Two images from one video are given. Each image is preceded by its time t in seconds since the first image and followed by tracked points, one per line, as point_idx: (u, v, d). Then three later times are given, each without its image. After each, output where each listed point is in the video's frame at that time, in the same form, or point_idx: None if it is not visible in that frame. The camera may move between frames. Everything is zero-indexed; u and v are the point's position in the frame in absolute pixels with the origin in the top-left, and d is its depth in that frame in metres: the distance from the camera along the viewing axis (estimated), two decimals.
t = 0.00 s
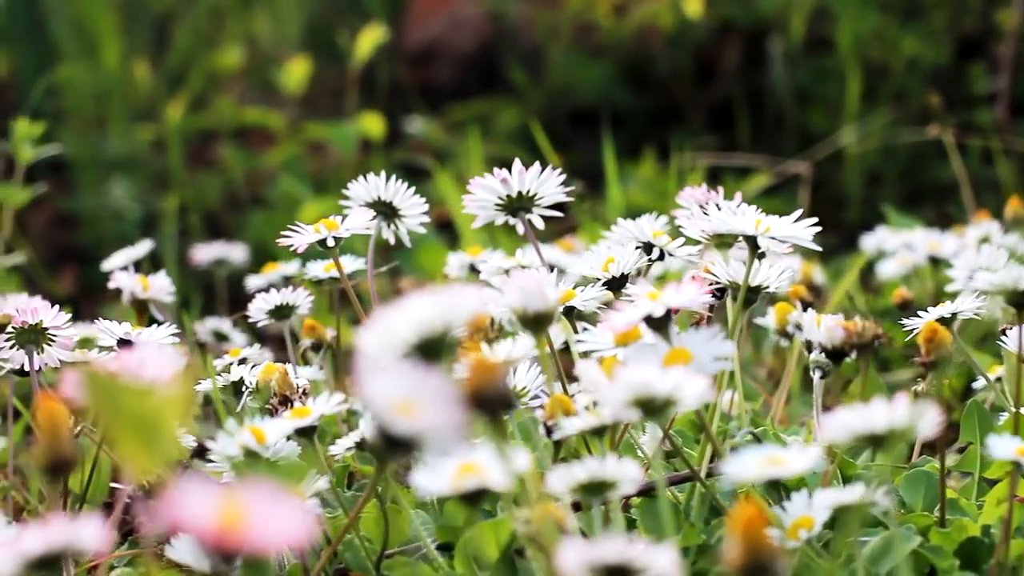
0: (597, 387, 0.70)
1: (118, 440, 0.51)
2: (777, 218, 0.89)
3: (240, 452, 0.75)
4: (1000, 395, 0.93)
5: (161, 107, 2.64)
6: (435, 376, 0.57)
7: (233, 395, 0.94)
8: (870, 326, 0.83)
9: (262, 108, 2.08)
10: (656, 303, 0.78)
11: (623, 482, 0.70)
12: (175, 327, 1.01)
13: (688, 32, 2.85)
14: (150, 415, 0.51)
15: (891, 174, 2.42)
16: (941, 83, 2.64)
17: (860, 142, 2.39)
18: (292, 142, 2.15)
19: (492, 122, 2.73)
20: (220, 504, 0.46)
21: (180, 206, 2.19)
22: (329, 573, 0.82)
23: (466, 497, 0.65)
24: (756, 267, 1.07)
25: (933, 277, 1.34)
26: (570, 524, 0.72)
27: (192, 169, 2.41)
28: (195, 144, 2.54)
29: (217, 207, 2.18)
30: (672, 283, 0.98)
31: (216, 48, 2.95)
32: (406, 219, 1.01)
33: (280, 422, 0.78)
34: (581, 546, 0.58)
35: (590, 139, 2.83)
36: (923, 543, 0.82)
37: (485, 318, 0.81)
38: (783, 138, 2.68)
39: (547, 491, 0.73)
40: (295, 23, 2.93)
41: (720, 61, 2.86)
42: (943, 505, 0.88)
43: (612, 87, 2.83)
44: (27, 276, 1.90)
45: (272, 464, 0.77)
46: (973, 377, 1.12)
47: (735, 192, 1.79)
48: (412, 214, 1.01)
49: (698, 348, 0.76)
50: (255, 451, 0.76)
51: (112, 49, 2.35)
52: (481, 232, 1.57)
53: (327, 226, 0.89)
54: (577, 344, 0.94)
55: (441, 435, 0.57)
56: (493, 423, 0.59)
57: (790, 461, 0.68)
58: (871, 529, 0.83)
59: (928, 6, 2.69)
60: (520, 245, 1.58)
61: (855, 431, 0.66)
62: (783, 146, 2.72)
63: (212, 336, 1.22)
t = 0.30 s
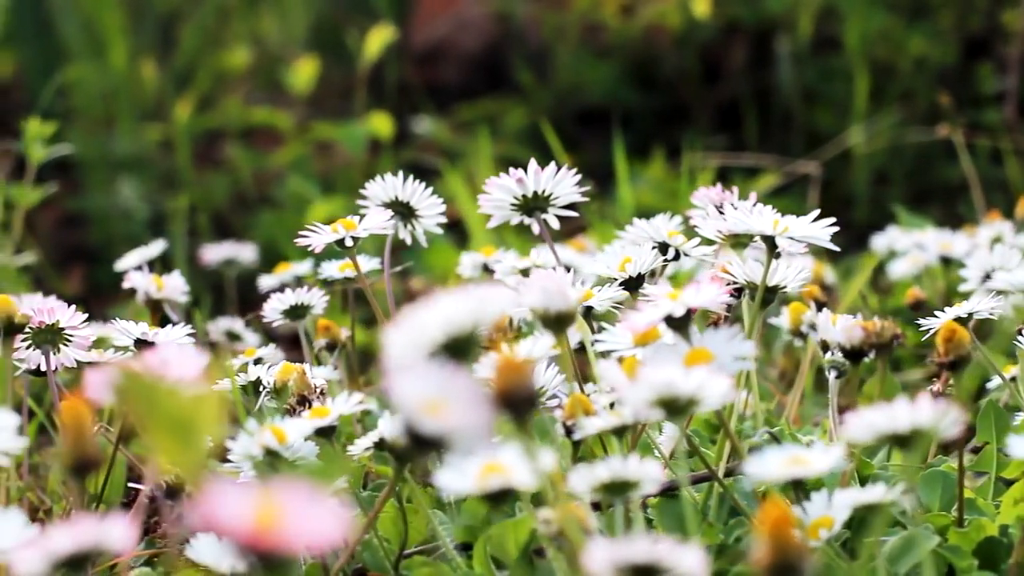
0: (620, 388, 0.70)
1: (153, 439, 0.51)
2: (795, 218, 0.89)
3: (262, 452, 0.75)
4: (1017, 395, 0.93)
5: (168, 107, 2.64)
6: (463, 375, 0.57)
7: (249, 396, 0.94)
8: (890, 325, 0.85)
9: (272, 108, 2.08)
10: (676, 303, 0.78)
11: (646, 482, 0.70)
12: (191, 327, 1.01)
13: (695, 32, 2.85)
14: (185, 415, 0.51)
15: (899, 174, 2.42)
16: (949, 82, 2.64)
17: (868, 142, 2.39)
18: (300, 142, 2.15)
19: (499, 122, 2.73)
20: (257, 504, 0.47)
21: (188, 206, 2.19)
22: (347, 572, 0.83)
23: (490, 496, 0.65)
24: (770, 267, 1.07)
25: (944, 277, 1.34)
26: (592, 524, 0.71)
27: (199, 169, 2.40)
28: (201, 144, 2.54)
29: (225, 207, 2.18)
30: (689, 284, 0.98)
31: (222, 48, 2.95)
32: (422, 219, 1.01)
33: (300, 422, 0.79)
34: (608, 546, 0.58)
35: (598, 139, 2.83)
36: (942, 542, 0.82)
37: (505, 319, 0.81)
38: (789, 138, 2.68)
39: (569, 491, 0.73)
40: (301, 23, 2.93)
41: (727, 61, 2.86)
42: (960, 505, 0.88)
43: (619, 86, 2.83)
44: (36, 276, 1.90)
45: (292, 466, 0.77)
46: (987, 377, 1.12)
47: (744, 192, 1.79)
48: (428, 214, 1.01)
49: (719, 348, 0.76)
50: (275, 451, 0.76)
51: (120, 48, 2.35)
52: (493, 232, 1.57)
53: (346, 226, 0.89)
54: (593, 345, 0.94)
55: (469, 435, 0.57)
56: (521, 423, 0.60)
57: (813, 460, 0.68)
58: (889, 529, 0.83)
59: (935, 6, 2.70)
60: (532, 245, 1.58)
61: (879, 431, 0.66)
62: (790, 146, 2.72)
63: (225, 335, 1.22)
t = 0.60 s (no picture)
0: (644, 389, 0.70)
1: (189, 442, 0.52)
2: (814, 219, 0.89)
3: (284, 453, 0.76)
4: None
5: (176, 108, 2.65)
6: (492, 376, 0.57)
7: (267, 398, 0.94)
8: (910, 327, 0.86)
9: (282, 109, 2.08)
10: (697, 304, 0.78)
11: (670, 482, 0.70)
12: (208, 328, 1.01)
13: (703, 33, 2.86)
14: (221, 416, 0.51)
15: (908, 176, 2.43)
16: (956, 84, 2.64)
17: (877, 143, 2.40)
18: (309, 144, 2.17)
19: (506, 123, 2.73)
20: (291, 504, 0.46)
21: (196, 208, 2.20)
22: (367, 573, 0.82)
23: (516, 497, 0.65)
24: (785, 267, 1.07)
25: (956, 277, 1.35)
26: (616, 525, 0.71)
27: (207, 170, 2.41)
28: (209, 146, 2.54)
29: (233, 208, 2.18)
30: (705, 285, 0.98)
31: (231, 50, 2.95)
32: (438, 221, 1.01)
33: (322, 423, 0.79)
34: (638, 546, 0.58)
35: (607, 140, 2.84)
36: (961, 543, 0.82)
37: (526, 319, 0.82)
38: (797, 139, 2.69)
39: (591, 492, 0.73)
40: (309, 24, 2.94)
41: (734, 62, 2.86)
42: (979, 505, 0.88)
43: (626, 87, 2.84)
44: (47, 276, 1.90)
45: (314, 467, 0.77)
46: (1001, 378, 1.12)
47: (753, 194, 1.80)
48: (444, 216, 1.01)
49: (741, 349, 0.75)
50: (297, 451, 0.76)
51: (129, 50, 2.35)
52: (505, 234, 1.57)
53: (365, 227, 0.90)
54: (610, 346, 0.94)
55: (499, 435, 0.57)
56: (551, 424, 0.60)
57: (837, 460, 0.68)
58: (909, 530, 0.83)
59: (942, 7, 2.70)
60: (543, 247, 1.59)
61: (903, 431, 0.66)
62: (799, 147, 2.73)
63: (237, 336, 1.22)
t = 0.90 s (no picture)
0: (671, 389, 0.70)
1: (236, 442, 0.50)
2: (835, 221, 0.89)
3: (309, 454, 0.76)
4: None
5: (184, 109, 2.65)
6: (525, 376, 0.57)
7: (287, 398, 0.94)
8: (931, 327, 0.86)
9: (294, 109, 2.09)
10: (722, 305, 0.78)
11: (697, 483, 0.70)
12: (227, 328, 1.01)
13: (711, 34, 2.87)
14: (266, 413, 0.51)
15: (917, 176, 2.43)
16: (964, 84, 2.65)
17: (886, 143, 2.41)
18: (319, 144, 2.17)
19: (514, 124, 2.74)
20: (334, 504, 0.47)
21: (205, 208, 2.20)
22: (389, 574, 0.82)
23: (545, 497, 0.65)
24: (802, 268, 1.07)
25: (971, 277, 1.35)
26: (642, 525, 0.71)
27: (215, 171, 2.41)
28: (217, 146, 2.54)
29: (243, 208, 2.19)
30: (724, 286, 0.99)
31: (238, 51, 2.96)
32: (455, 221, 1.00)
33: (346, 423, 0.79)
34: (670, 547, 0.58)
35: (616, 140, 2.84)
36: (983, 543, 0.82)
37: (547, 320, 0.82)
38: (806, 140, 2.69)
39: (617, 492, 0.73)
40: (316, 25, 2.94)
41: (742, 63, 2.87)
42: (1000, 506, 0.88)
43: (635, 88, 2.85)
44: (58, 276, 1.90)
45: (339, 467, 0.77)
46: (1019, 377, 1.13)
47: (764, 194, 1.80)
48: (461, 216, 1.00)
49: (766, 349, 0.75)
50: (322, 453, 0.76)
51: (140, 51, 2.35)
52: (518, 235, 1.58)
53: (387, 228, 0.91)
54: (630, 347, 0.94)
55: (533, 436, 0.57)
56: (583, 425, 0.60)
57: (864, 461, 0.68)
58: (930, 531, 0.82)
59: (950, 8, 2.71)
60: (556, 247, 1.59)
61: (931, 431, 0.67)
62: (806, 148, 2.73)
63: (252, 337, 1.22)
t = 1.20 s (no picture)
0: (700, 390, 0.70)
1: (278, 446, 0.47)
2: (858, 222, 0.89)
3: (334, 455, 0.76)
4: None
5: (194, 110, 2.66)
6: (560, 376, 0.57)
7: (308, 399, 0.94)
8: (956, 327, 0.87)
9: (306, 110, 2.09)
10: (748, 306, 0.79)
11: (725, 483, 0.69)
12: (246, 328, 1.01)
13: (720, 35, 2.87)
14: (312, 415, 0.48)
15: (926, 177, 2.44)
16: (973, 85, 2.66)
17: (896, 144, 2.41)
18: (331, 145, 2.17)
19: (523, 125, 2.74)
20: (380, 504, 0.47)
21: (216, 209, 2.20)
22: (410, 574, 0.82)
23: (576, 498, 0.65)
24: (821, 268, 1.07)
25: (987, 277, 1.36)
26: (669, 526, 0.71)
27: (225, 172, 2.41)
28: (227, 147, 2.55)
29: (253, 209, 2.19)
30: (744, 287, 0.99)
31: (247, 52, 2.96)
32: (475, 221, 0.99)
33: (372, 424, 0.80)
34: (704, 547, 0.58)
35: (624, 140, 2.84)
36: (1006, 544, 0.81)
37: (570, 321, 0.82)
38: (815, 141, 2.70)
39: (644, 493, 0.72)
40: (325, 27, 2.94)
41: (751, 64, 2.88)
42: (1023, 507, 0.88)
43: (645, 89, 2.85)
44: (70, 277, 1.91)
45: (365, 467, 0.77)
46: None
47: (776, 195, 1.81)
48: (480, 217, 0.99)
49: (792, 349, 0.75)
50: (349, 453, 0.77)
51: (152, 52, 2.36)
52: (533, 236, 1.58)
53: (410, 229, 0.91)
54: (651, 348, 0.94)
55: (568, 436, 0.57)
56: (617, 424, 0.60)
57: (893, 461, 0.68)
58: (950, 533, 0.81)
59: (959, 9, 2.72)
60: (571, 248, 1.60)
61: (960, 431, 0.67)
62: (816, 149, 2.73)
63: (268, 338, 1.22)
